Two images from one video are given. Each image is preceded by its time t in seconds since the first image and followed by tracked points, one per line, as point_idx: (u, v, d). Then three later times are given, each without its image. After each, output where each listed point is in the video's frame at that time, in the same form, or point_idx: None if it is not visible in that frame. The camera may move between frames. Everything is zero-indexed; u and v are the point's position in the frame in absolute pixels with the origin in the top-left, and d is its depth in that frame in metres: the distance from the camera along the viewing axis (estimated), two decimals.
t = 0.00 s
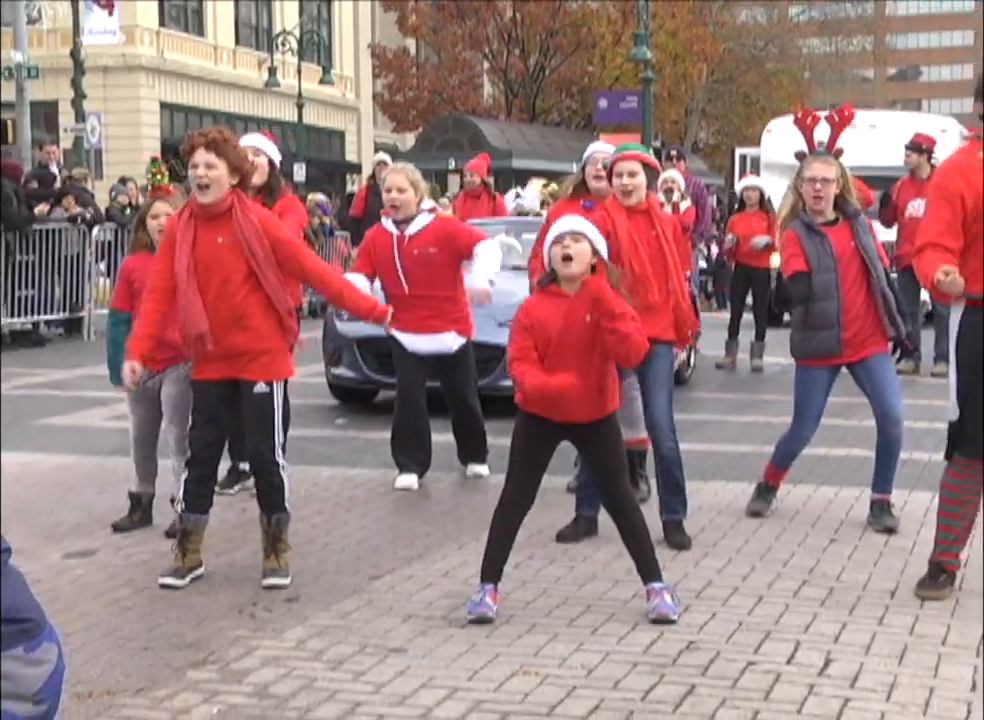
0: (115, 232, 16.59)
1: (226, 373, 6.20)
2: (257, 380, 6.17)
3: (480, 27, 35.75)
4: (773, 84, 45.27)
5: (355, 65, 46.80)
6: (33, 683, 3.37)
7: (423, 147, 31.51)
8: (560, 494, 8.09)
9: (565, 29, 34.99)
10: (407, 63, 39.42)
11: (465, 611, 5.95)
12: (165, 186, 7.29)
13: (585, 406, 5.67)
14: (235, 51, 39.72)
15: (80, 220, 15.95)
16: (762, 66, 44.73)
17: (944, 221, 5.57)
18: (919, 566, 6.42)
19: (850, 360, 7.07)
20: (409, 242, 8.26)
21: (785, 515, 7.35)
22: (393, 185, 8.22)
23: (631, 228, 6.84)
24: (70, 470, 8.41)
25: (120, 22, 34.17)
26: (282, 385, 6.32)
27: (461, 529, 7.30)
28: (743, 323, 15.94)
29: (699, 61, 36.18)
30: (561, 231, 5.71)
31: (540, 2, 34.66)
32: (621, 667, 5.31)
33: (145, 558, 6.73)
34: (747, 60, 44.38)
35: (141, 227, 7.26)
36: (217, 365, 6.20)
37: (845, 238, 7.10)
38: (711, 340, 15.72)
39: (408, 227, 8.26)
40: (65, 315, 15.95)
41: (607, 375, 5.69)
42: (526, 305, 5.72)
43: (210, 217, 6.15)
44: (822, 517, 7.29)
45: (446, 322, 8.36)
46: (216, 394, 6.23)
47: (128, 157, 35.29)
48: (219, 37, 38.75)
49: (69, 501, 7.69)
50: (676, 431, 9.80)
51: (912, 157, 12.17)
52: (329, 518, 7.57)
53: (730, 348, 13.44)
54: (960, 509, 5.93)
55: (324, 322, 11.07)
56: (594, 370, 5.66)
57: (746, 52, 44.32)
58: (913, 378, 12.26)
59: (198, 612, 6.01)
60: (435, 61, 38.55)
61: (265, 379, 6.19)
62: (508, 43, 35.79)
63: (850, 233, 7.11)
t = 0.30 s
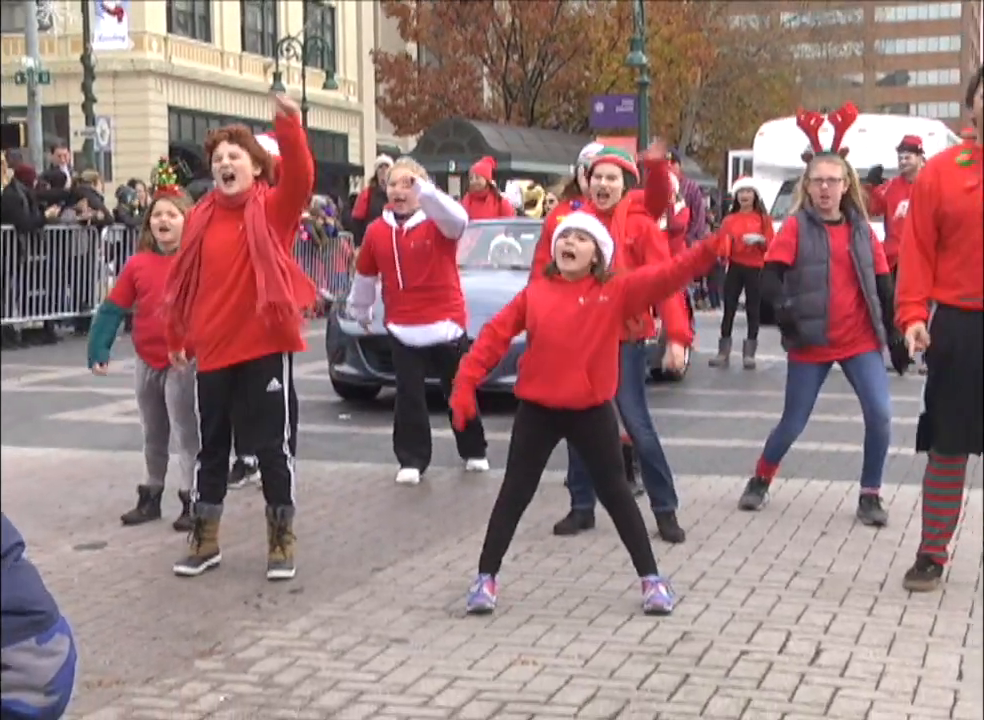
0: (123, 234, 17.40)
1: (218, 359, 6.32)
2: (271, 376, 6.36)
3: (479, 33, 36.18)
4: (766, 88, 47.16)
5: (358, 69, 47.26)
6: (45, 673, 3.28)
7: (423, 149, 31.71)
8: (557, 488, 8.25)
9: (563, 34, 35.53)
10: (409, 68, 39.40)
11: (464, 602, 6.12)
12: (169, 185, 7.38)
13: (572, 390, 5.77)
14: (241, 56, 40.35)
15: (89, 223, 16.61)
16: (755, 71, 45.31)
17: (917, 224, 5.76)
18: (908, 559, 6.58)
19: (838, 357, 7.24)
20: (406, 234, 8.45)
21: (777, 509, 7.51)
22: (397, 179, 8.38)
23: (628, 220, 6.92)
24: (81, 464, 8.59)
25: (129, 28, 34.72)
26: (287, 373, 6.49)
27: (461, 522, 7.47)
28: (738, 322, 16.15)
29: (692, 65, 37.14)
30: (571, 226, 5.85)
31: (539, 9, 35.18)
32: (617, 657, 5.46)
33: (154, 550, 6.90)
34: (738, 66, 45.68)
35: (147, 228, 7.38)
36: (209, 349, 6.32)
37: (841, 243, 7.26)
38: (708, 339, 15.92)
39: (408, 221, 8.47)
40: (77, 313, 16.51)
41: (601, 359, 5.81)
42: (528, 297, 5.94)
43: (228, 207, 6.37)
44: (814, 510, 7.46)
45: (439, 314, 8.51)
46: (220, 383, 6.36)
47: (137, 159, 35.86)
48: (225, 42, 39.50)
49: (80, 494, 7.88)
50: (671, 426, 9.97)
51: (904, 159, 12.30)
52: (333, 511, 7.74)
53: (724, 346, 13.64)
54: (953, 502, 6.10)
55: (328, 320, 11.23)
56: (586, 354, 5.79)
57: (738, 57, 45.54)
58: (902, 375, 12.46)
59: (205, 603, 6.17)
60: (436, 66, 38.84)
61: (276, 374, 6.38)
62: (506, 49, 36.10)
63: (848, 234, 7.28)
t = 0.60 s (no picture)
0: (132, 233, 17.67)
1: (213, 360, 6.48)
2: (266, 375, 6.49)
3: (479, 37, 36.81)
4: (758, 93, 49.42)
5: (361, 73, 47.38)
6: (56, 663, 3.16)
7: (422, 152, 31.33)
8: (554, 483, 8.43)
9: (560, 40, 36.60)
10: (410, 72, 39.76)
11: (464, 593, 6.29)
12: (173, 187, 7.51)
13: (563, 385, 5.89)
14: (246, 60, 40.73)
15: (100, 224, 16.96)
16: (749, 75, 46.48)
17: (906, 223, 6.00)
18: (896, 550, 6.75)
19: (813, 348, 7.46)
20: (408, 237, 8.63)
21: (769, 501, 7.71)
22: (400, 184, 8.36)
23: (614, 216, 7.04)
24: (90, 459, 8.77)
25: (137, 33, 35.14)
26: (284, 373, 6.62)
27: (461, 515, 7.65)
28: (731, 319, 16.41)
29: (687, 70, 38.69)
30: (556, 245, 6.00)
31: (537, 15, 36.01)
32: (613, 646, 5.60)
33: (161, 542, 7.08)
34: (732, 71, 48.26)
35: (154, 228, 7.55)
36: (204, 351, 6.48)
37: (822, 234, 7.42)
38: (704, 338, 16.13)
39: (409, 225, 8.65)
40: (86, 311, 16.87)
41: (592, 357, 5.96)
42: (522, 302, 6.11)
43: (226, 211, 6.52)
44: (804, 503, 7.65)
45: (438, 316, 8.67)
46: (218, 383, 6.52)
47: (144, 160, 36.25)
48: (231, 48, 39.73)
49: (90, 487, 8.06)
50: (665, 421, 10.17)
51: (894, 161, 12.52)
52: (335, 504, 7.92)
53: (717, 343, 13.87)
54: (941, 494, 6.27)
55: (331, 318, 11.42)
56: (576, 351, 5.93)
57: (731, 63, 48.16)
58: (888, 371, 12.71)
59: (212, 594, 6.34)
60: (437, 71, 39.05)
61: (272, 373, 6.51)
62: (505, 54, 36.89)
63: (829, 227, 7.43)
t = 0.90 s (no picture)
0: (136, 234, 17.78)
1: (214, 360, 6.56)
2: (264, 376, 6.54)
3: (479, 41, 36.91)
4: (754, 96, 49.77)
5: (362, 77, 47.59)
6: (60, 659, 3.03)
7: (424, 155, 31.52)
8: (552, 482, 8.50)
9: (558, 44, 36.87)
10: (411, 77, 39.85)
11: (464, 590, 6.34)
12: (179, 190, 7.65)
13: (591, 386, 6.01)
14: (249, 64, 40.91)
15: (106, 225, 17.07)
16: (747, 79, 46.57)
17: (905, 224, 6.07)
18: (891, 548, 6.82)
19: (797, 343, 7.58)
20: (415, 238, 8.72)
21: (765, 499, 7.79)
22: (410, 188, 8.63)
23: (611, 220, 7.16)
24: (94, 458, 8.86)
25: (142, 37, 35.32)
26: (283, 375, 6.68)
27: (460, 513, 7.72)
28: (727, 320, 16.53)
29: (683, 72, 38.97)
30: (555, 249, 6.05)
31: (536, 18, 36.20)
32: (611, 642, 5.59)
33: (165, 540, 7.16)
34: (726, 74, 49.07)
35: (159, 231, 7.65)
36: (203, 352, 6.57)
37: (806, 230, 7.49)
38: (702, 338, 16.22)
39: (417, 226, 8.74)
40: (90, 312, 17.02)
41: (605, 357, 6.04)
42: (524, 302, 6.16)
43: (228, 214, 6.61)
44: (799, 501, 7.72)
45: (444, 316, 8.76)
46: (217, 385, 6.60)
47: (148, 163, 36.42)
48: (233, 51, 39.87)
49: (95, 486, 8.14)
50: (663, 420, 10.26)
51: (887, 161, 12.60)
52: (337, 502, 8.00)
53: (715, 343, 13.99)
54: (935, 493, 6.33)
55: (332, 319, 11.50)
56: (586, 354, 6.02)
57: (726, 67, 49.26)
58: (882, 370, 12.83)
59: (215, 591, 6.39)
60: (437, 74, 39.09)
61: (270, 373, 6.55)
62: (505, 57, 37.14)
63: (814, 222, 7.48)
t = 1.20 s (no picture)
0: (136, 234, 17.79)
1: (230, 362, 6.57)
2: (267, 376, 6.58)
3: (479, 42, 36.91)
4: (753, 96, 49.81)
5: (362, 78, 47.58)
6: (60, 659, 3.03)
7: (423, 154, 31.56)
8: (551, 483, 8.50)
9: (558, 44, 36.86)
10: (411, 78, 40.21)
11: (464, 590, 6.34)
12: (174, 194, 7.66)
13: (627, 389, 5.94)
14: (248, 64, 40.91)
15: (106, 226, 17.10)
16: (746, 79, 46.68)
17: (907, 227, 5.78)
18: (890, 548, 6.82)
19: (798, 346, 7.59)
20: (426, 238, 8.74)
21: (764, 499, 7.79)
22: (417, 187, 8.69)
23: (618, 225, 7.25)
24: (93, 458, 8.86)
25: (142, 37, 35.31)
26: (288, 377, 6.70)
27: (460, 513, 7.72)
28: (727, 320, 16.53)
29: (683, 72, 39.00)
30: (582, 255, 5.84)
31: (536, 18, 36.19)
32: (610, 642, 5.59)
33: (164, 540, 7.16)
34: (727, 73, 49.04)
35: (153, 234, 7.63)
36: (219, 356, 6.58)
37: (813, 233, 7.46)
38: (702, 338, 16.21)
39: (428, 225, 8.75)
40: (90, 312, 17.04)
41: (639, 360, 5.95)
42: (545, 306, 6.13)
43: (228, 216, 6.58)
44: (799, 501, 7.72)
45: (451, 317, 8.77)
46: (220, 386, 6.59)
47: (147, 164, 36.38)
48: (233, 51, 39.89)
49: (94, 486, 8.15)
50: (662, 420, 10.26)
51: (885, 161, 12.60)
52: (337, 502, 8.01)
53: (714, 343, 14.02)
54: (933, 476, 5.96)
55: (332, 319, 11.51)
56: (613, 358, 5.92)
57: (727, 66, 49.17)
58: (882, 371, 12.83)
59: (215, 591, 6.39)
60: (436, 74, 39.10)
61: (272, 374, 6.58)
62: (505, 57, 37.11)
63: (821, 224, 7.45)
